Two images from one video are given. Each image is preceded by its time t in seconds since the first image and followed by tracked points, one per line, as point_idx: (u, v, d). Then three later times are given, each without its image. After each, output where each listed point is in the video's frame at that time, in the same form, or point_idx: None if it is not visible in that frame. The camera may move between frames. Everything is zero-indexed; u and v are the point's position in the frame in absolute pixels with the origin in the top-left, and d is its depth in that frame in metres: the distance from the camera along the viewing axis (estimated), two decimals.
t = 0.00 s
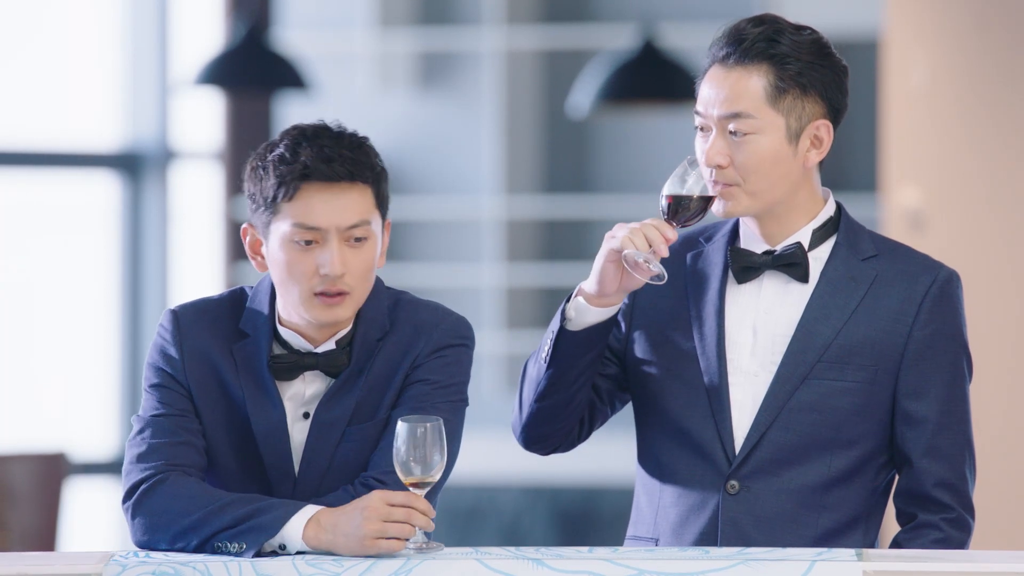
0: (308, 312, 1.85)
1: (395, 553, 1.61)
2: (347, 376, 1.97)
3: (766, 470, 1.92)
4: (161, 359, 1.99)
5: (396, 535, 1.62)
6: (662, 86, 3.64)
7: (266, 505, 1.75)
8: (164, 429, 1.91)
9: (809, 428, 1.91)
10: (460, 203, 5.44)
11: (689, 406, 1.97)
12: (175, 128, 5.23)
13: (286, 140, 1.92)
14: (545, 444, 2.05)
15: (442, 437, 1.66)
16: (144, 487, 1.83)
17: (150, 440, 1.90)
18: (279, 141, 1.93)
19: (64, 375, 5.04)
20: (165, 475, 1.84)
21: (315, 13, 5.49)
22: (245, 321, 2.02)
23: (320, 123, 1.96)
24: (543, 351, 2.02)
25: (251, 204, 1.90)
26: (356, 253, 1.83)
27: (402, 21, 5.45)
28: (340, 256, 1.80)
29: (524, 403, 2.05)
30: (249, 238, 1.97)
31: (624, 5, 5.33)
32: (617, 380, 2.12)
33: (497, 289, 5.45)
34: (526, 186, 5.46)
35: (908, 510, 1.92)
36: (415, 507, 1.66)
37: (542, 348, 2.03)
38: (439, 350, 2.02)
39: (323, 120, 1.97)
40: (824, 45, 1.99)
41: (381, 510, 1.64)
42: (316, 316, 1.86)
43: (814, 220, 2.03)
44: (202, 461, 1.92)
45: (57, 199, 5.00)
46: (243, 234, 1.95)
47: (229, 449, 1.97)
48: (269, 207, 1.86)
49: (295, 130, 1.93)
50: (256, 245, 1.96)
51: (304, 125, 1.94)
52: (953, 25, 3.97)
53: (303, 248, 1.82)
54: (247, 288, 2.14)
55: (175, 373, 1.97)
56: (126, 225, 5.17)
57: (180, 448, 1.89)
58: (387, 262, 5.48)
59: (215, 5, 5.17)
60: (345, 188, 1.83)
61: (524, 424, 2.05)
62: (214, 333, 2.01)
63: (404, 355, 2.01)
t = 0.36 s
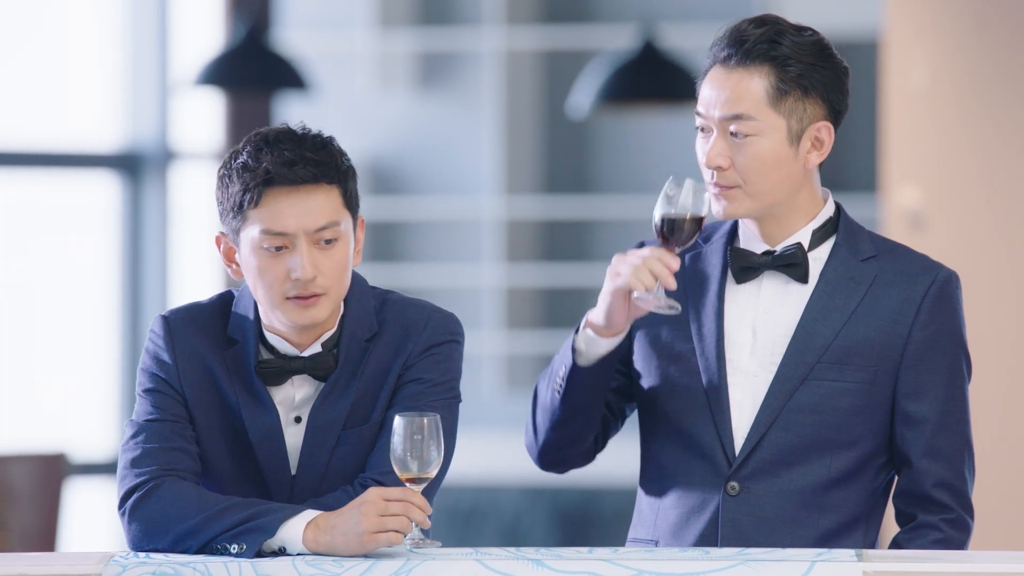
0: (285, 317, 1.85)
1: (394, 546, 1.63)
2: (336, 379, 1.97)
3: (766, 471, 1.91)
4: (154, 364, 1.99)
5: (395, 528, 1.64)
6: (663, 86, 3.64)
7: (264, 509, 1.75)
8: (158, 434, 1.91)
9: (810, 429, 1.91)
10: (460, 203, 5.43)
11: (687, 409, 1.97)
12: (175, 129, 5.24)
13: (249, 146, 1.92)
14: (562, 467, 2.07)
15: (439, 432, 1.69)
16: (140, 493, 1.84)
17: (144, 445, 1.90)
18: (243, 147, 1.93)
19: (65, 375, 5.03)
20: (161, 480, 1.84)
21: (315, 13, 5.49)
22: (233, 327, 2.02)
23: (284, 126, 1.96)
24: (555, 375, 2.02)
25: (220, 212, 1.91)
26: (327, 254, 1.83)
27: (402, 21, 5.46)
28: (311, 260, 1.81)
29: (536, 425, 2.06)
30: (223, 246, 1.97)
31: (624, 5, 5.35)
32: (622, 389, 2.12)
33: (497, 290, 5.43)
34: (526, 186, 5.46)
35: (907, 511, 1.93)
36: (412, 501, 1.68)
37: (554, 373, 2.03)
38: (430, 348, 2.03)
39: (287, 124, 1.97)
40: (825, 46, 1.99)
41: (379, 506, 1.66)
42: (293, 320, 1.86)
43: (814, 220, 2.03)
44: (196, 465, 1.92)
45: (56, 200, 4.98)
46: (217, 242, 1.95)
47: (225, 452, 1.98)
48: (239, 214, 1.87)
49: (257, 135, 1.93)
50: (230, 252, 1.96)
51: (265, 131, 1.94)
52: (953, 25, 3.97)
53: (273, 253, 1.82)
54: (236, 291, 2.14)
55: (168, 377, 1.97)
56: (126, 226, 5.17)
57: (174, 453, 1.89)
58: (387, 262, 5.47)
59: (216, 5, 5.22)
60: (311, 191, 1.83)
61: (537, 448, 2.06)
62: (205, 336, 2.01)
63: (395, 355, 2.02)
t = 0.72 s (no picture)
0: (281, 316, 1.85)
1: (394, 545, 1.63)
2: (334, 379, 1.96)
3: (763, 472, 1.91)
4: (151, 364, 1.99)
5: (394, 527, 1.65)
6: (663, 85, 3.64)
7: (264, 509, 1.75)
8: (155, 435, 1.91)
9: (806, 429, 1.91)
10: (460, 203, 5.43)
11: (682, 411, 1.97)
12: (175, 129, 5.24)
13: (245, 146, 1.92)
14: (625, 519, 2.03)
15: (437, 432, 1.71)
16: (138, 495, 1.84)
17: (141, 446, 1.90)
18: (239, 147, 1.93)
19: (64, 375, 5.03)
20: (159, 481, 1.84)
21: (315, 12, 5.48)
22: (229, 329, 2.01)
23: (279, 126, 1.95)
24: (599, 400, 2.06)
25: (216, 212, 1.91)
26: (324, 254, 1.83)
27: (402, 21, 5.45)
28: (308, 259, 1.81)
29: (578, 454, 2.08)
30: (217, 245, 1.97)
31: (624, 5, 5.36)
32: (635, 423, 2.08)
33: (497, 289, 5.43)
34: (526, 186, 5.45)
35: (904, 511, 1.93)
36: (411, 500, 1.69)
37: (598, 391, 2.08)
38: (428, 347, 2.04)
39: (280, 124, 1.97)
40: (826, 48, 1.99)
41: (378, 506, 1.66)
42: (290, 320, 1.86)
43: (811, 220, 2.03)
44: (194, 466, 1.92)
45: (56, 200, 4.97)
46: (211, 241, 1.95)
47: (223, 453, 1.97)
48: (235, 215, 1.87)
49: (253, 134, 1.93)
50: (225, 252, 1.96)
51: (261, 130, 1.94)
52: (954, 25, 3.97)
53: (270, 253, 1.82)
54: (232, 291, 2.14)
55: (165, 378, 1.97)
56: (126, 226, 5.17)
57: (172, 454, 1.89)
58: (387, 262, 5.47)
59: (216, 4, 5.24)
60: (308, 190, 1.83)
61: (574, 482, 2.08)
62: (201, 336, 2.01)
63: (393, 356, 2.02)
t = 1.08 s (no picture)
0: (288, 309, 1.86)
1: (394, 545, 1.63)
2: (335, 373, 1.96)
3: (755, 472, 1.91)
4: (150, 359, 1.99)
5: (394, 527, 1.64)
6: (663, 85, 3.64)
7: (263, 509, 1.75)
8: (154, 433, 1.91)
9: (797, 429, 1.91)
10: (459, 203, 5.43)
11: (674, 411, 1.97)
12: (175, 129, 5.23)
13: (258, 138, 1.91)
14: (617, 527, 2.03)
15: (436, 433, 1.71)
16: (137, 496, 1.84)
17: (139, 445, 1.90)
18: (252, 137, 1.93)
19: (65, 375, 5.03)
20: (157, 481, 1.84)
21: (315, 12, 5.49)
22: (229, 323, 2.01)
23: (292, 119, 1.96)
24: (590, 400, 2.08)
25: (226, 202, 1.91)
26: (334, 248, 1.83)
27: (402, 21, 5.44)
28: (319, 253, 1.81)
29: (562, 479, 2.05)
30: (223, 235, 1.97)
31: (624, 5, 5.38)
32: (623, 427, 2.09)
33: (497, 290, 5.40)
34: (527, 186, 5.45)
35: (897, 510, 1.92)
36: (410, 501, 1.68)
37: (587, 390, 2.10)
38: (430, 341, 2.04)
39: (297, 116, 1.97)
40: (817, 47, 1.99)
41: (377, 506, 1.66)
42: (297, 312, 1.86)
43: (803, 219, 2.02)
44: (193, 464, 1.92)
45: (56, 200, 4.98)
46: (217, 231, 1.95)
47: (223, 451, 1.97)
48: (245, 205, 1.87)
49: (267, 126, 1.93)
50: (230, 242, 1.95)
51: (275, 121, 1.94)
52: (954, 25, 3.97)
53: (280, 245, 1.82)
54: (231, 284, 2.14)
55: (164, 373, 1.97)
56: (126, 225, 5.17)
57: (171, 453, 1.89)
58: (387, 263, 5.46)
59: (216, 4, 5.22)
60: (321, 184, 1.83)
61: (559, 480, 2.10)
62: (200, 332, 2.00)
63: (393, 351, 2.02)
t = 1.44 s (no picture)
0: (285, 314, 1.85)
1: (394, 546, 1.63)
2: (334, 375, 1.96)
3: (753, 473, 1.91)
4: (150, 359, 1.99)
5: (394, 528, 1.64)
6: (663, 86, 3.64)
7: (263, 510, 1.75)
8: (153, 434, 1.91)
9: (795, 429, 1.91)
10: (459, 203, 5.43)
11: (671, 412, 1.96)
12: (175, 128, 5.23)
13: (251, 143, 1.91)
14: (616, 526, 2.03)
15: (437, 433, 1.71)
16: (136, 497, 1.83)
17: (138, 446, 1.90)
18: (244, 143, 1.93)
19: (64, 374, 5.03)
20: (156, 482, 1.84)
21: (315, 12, 5.48)
22: (228, 324, 2.01)
23: (285, 124, 1.96)
24: (585, 402, 2.07)
25: (220, 209, 1.91)
26: (330, 253, 1.83)
27: (401, 21, 5.46)
28: (315, 258, 1.81)
29: (556, 480, 2.05)
30: (220, 242, 1.97)
31: (624, 5, 5.34)
32: (617, 428, 2.09)
33: (497, 290, 5.45)
34: (527, 186, 5.44)
35: (895, 509, 1.93)
36: (410, 501, 1.68)
37: (582, 391, 2.10)
38: (429, 341, 2.03)
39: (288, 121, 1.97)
40: (810, 47, 1.99)
41: (377, 507, 1.65)
42: (294, 317, 1.86)
43: (797, 220, 2.02)
44: (192, 465, 1.91)
45: (56, 200, 4.98)
46: (213, 238, 1.95)
47: (222, 452, 1.97)
48: (240, 211, 1.87)
49: (259, 131, 1.93)
50: (227, 248, 1.96)
51: (267, 127, 1.94)
52: (954, 25, 3.97)
53: (276, 251, 1.82)
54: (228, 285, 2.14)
55: (164, 373, 1.97)
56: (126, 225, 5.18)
57: (170, 453, 1.89)
58: (387, 262, 5.46)
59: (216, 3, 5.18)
60: (315, 188, 1.83)
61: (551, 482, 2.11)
62: (198, 332, 2.00)
63: (393, 351, 2.01)
